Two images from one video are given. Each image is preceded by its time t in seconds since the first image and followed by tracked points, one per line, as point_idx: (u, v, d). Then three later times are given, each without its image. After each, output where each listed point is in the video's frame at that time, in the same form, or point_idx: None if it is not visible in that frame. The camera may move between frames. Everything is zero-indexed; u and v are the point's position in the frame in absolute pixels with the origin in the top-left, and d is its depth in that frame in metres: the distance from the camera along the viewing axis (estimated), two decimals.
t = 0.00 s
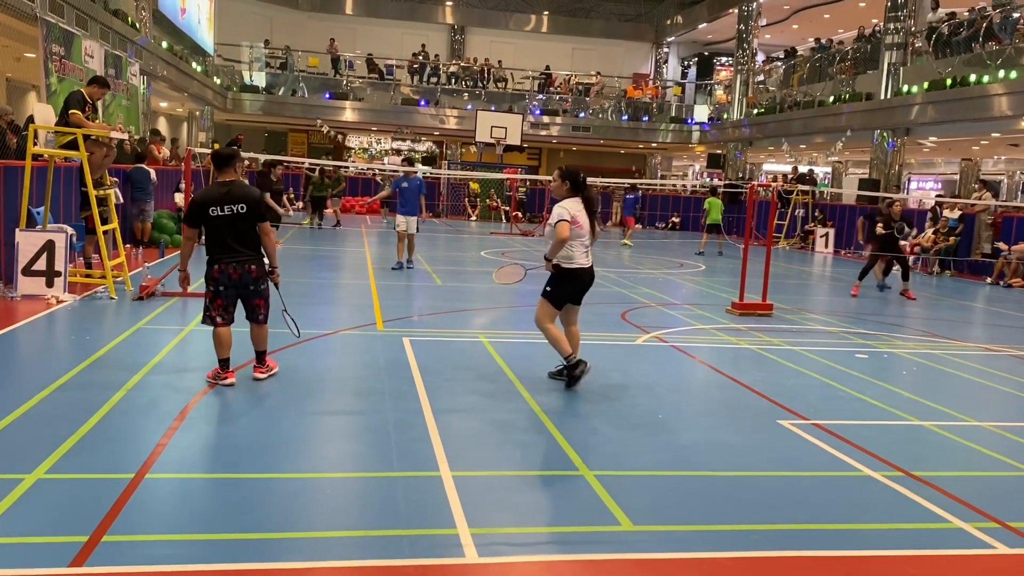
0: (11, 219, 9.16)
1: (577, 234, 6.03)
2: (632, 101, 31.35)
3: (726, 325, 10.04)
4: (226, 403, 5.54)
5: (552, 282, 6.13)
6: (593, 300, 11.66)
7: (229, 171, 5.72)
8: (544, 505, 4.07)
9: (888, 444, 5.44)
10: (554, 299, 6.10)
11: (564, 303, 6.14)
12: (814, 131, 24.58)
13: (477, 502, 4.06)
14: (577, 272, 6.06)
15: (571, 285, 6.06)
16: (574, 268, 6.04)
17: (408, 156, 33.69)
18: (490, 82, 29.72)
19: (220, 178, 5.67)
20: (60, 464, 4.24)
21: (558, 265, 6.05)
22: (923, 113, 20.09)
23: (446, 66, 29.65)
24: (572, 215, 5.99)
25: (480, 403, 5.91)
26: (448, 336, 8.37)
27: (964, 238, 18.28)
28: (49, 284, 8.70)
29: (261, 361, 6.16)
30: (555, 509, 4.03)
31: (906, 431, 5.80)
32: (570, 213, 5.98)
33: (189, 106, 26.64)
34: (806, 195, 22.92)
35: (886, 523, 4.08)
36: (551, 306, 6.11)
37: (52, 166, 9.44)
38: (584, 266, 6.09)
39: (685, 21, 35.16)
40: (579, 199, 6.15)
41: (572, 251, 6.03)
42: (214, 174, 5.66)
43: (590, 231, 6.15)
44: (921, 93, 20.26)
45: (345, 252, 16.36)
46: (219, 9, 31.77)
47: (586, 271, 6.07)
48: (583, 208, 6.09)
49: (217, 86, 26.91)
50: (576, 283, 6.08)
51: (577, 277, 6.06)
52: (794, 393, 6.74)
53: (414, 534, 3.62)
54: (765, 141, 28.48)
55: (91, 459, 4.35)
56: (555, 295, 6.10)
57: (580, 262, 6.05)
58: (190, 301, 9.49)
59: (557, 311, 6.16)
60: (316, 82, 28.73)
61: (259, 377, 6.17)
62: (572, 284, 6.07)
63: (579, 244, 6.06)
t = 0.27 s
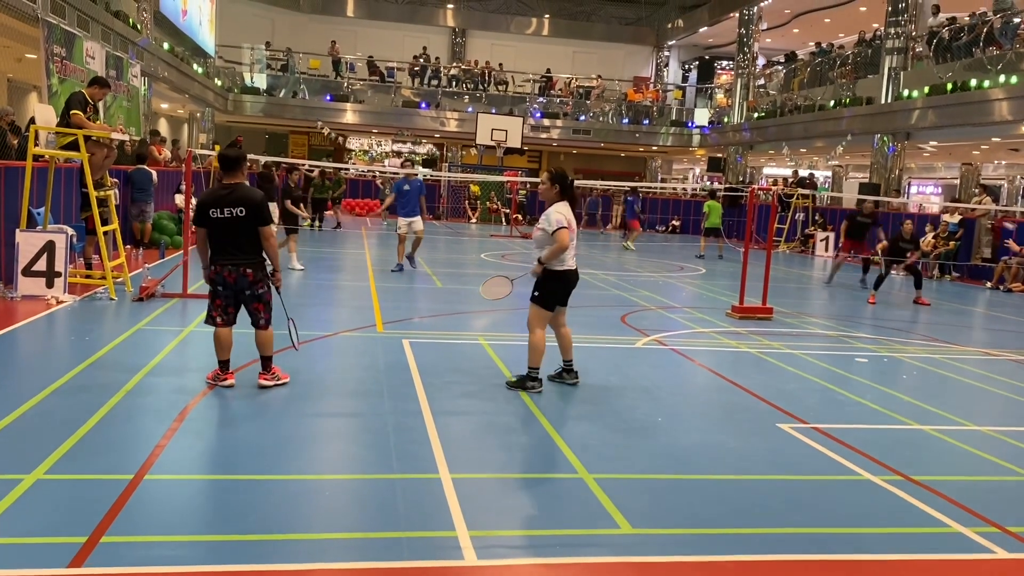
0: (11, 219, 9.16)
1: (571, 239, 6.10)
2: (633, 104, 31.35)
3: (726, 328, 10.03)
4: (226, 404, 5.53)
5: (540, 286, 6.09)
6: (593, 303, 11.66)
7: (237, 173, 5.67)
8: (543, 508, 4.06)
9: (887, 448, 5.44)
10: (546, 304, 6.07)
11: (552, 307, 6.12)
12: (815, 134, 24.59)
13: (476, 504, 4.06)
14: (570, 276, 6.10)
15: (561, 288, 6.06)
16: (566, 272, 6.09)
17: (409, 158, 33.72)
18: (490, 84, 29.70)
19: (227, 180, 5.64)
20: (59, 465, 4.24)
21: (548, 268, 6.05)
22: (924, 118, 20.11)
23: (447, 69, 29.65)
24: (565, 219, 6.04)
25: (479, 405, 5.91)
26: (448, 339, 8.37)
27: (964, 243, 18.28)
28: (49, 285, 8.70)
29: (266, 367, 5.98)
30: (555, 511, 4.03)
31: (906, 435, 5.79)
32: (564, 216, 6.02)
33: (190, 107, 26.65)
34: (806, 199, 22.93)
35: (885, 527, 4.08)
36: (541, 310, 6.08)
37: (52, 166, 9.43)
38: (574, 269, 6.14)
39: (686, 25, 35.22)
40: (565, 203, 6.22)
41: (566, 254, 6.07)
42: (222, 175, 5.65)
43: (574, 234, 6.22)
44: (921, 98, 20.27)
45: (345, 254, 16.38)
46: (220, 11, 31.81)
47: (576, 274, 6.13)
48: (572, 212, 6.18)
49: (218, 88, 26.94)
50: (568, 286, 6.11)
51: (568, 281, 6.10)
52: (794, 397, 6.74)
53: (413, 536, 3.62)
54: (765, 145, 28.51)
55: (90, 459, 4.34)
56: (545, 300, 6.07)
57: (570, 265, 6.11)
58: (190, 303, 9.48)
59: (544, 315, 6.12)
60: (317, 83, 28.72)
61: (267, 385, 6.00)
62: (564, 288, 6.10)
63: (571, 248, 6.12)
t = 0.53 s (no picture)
0: (12, 219, 9.16)
1: (556, 241, 6.06)
2: (633, 106, 31.39)
3: (726, 331, 10.03)
4: (225, 405, 5.53)
5: (526, 289, 6.10)
6: (593, 305, 11.65)
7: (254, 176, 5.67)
8: (542, 510, 4.06)
9: (888, 452, 5.43)
10: (535, 306, 6.10)
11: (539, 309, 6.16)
12: (815, 138, 24.60)
13: (475, 506, 4.05)
14: (556, 278, 6.12)
15: (547, 290, 6.09)
16: (552, 275, 6.09)
17: (410, 160, 33.73)
18: (491, 86, 29.71)
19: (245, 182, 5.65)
20: (59, 465, 4.23)
21: (534, 271, 6.05)
22: (924, 122, 20.10)
23: (448, 71, 29.65)
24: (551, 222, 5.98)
25: (478, 407, 5.90)
26: (448, 341, 8.36)
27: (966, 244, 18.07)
28: (49, 285, 8.70)
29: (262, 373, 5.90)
30: (554, 514, 4.02)
31: (906, 439, 5.79)
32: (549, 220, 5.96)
33: (191, 108, 26.67)
34: (807, 202, 22.93)
35: (885, 532, 4.07)
36: (531, 312, 6.10)
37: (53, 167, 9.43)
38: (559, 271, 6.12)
39: (687, 27, 35.25)
40: (554, 203, 6.16)
41: (550, 257, 6.06)
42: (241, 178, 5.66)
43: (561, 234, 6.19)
44: (922, 101, 20.22)
45: (345, 255, 16.37)
46: (222, 12, 31.86)
47: (560, 275, 6.13)
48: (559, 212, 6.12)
49: (219, 89, 26.97)
50: (554, 288, 6.13)
51: (554, 283, 6.12)
52: (794, 400, 6.72)
53: (412, 538, 3.62)
54: (766, 148, 28.53)
55: (90, 459, 4.34)
56: (532, 303, 6.09)
57: (556, 267, 6.11)
58: (191, 304, 9.47)
59: (535, 317, 6.15)
60: (318, 84, 28.76)
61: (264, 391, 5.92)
62: (550, 290, 6.12)
63: (557, 250, 6.10)
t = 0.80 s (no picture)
0: (13, 219, 9.17)
1: (547, 241, 6.10)
2: (634, 108, 31.40)
3: (726, 333, 10.03)
4: (226, 406, 5.53)
5: (521, 290, 6.13)
6: (594, 307, 11.65)
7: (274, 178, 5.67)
8: (542, 511, 4.07)
9: (888, 455, 5.43)
10: (530, 307, 6.09)
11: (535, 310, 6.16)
12: (817, 140, 24.58)
13: (475, 508, 4.06)
14: (549, 278, 6.12)
15: (542, 291, 6.11)
16: (544, 275, 6.10)
17: (411, 161, 33.73)
18: (493, 87, 29.67)
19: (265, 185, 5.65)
20: (59, 465, 4.24)
21: (527, 271, 6.08)
22: (925, 125, 20.11)
23: (449, 72, 29.62)
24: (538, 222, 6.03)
25: (479, 408, 5.90)
26: (449, 342, 8.37)
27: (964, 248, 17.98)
28: (50, 284, 8.71)
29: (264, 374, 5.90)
30: (554, 516, 4.03)
31: (906, 442, 5.79)
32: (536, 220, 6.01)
33: (192, 108, 26.70)
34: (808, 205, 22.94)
35: (884, 534, 4.07)
36: (528, 314, 6.10)
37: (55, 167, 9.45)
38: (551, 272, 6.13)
39: (689, 29, 35.24)
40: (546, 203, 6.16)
41: (542, 257, 6.08)
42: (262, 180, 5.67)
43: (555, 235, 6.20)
44: (923, 104, 20.25)
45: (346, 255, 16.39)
46: (224, 13, 31.87)
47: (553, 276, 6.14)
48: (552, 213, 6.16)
49: (221, 89, 27.01)
50: (548, 288, 6.14)
51: (549, 284, 6.12)
52: (794, 403, 6.73)
53: (412, 539, 3.62)
54: (767, 150, 28.53)
55: (90, 459, 4.35)
56: (527, 303, 6.09)
57: (550, 269, 6.13)
58: (192, 304, 9.48)
59: (533, 318, 6.15)
60: (319, 85, 28.82)
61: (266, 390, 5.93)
62: (544, 291, 6.13)
63: (550, 250, 6.13)
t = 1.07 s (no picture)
0: (15, 218, 9.17)
1: (551, 242, 6.10)
2: (636, 109, 31.42)
3: (727, 335, 10.03)
4: (226, 405, 5.53)
5: (521, 290, 6.11)
6: (595, 308, 11.66)
7: (291, 179, 5.74)
8: (542, 512, 4.07)
9: (889, 457, 5.43)
10: (533, 308, 6.09)
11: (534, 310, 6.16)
12: (818, 142, 24.58)
13: (475, 508, 4.05)
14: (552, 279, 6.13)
15: (544, 291, 6.10)
16: (547, 276, 6.11)
17: (413, 162, 33.77)
18: (495, 88, 29.72)
19: (278, 184, 5.70)
20: (60, 464, 4.24)
21: (530, 272, 6.06)
22: (927, 127, 20.12)
23: (451, 72, 29.61)
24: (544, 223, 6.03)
25: (479, 409, 5.90)
26: (450, 342, 8.38)
27: (966, 250, 17.98)
28: (51, 284, 8.71)
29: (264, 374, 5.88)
30: (555, 516, 4.02)
31: (906, 444, 5.79)
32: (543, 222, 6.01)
33: (194, 108, 26.71)
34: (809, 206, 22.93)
35: (883, 536, 4.07)
36: (529, 315, 6.10)
37: (57, 166, 9.46)
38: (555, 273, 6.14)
39: (691, 31, 35.23)
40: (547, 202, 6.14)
41: (546, 258, 6.09)
42: (275, 179, 5.70)
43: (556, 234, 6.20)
44: (925, 106, 20.27)
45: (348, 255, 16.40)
46: (227, 13, 31.90)
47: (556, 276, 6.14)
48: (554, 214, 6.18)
49: (223, 89, 27.03)
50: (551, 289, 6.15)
51: (551, 285, 6.13)
52: (795, 404, 6.73)
53: (412, 539, 3.62)
54: (769, 152, 28.53)
55: (91, 458, 4.35)
56: (528, 304, 6.09)
57: (552, 269, 6.13)
58: (192, 303, 9.49)
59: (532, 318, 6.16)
60: (321, 86, 28.87)
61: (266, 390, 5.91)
62: (546, 292, 6.13)
63: (554, 251, 6.14)
